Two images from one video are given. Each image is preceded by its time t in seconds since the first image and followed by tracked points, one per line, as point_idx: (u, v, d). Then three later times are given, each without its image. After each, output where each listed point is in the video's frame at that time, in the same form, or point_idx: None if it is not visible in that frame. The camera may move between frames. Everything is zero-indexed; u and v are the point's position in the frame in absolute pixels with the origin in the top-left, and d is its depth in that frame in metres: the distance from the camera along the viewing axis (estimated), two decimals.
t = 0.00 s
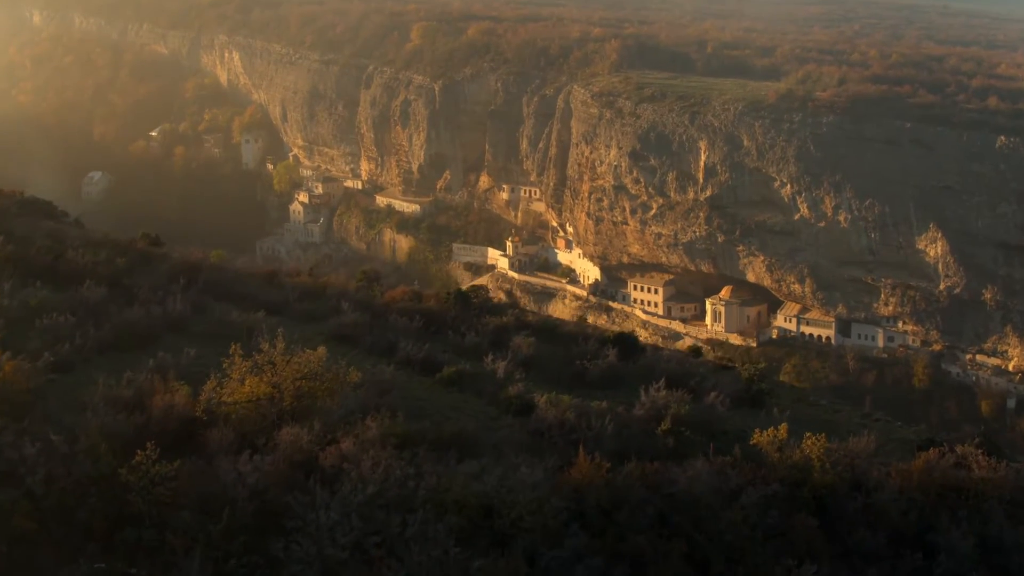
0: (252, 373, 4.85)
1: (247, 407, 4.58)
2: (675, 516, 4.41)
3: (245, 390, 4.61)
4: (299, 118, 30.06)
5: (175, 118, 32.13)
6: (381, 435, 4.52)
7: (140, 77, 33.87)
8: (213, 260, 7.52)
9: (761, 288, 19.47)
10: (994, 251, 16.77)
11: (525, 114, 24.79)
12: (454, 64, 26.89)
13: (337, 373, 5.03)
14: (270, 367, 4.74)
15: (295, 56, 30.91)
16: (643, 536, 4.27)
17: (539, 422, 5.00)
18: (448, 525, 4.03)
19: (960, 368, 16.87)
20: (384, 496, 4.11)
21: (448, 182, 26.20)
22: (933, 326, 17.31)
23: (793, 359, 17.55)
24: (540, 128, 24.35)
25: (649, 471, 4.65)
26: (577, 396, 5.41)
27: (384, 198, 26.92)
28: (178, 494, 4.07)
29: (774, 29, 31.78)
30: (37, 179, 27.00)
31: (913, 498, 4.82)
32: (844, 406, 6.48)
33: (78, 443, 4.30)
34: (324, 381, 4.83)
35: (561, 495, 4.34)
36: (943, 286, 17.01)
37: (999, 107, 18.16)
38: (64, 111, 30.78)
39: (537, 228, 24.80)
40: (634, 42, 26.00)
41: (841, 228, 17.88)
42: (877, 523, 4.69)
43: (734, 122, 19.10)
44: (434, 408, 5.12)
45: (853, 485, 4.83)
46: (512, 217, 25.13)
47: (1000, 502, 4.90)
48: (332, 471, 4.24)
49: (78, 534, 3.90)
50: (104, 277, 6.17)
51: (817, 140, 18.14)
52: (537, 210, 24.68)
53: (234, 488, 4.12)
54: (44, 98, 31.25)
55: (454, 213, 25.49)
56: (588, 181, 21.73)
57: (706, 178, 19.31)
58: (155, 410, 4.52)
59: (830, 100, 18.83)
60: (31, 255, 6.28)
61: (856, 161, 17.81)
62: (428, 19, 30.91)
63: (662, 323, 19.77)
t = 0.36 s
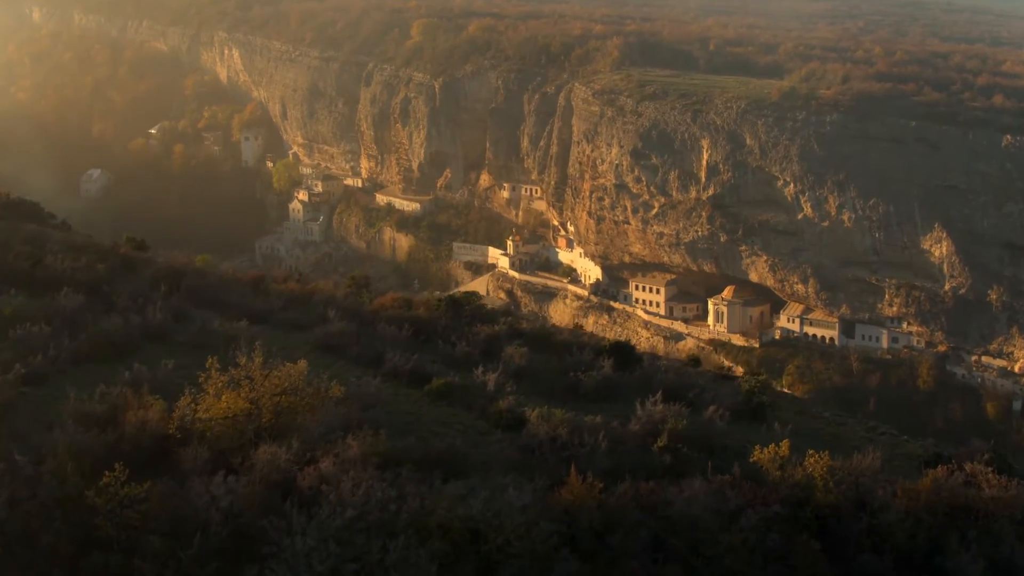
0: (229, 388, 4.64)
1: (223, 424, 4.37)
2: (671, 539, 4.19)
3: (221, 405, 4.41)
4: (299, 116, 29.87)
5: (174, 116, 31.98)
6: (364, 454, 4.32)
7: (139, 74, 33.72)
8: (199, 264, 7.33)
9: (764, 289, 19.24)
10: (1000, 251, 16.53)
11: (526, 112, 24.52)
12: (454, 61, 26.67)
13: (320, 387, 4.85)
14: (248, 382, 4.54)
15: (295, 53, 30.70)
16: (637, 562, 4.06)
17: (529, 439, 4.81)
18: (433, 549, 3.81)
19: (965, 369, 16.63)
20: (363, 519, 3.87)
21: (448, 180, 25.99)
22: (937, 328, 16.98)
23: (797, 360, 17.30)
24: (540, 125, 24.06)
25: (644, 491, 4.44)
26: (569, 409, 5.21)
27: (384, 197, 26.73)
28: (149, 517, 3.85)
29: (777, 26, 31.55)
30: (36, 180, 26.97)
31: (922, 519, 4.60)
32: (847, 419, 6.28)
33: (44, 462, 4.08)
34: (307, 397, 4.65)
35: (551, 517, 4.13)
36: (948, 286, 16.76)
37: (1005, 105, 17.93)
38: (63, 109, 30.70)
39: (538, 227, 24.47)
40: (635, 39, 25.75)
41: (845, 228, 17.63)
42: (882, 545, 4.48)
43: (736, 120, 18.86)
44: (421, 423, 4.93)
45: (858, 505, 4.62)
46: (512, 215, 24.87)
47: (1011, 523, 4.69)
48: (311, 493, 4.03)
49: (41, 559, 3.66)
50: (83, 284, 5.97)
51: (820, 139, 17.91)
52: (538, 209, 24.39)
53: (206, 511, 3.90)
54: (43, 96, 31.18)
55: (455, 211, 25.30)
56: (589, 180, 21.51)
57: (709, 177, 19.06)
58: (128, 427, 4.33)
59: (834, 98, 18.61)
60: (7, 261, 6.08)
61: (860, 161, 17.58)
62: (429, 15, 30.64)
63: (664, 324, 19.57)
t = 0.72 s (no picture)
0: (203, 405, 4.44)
1: (197, 442, 4.17)
2: (668, 564, 3.98)
3: (195, 422, 4.20)
4: (299, 114, 29.70)
5: (174, 114, 31.83)
6: (343, 476, 4.11)
7: (139, 72, 33.56)
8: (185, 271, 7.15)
9: (767, 289, 19.00)
10: (1006, 252, 16.14)
11: (528, 109, 24.25)
12: (454, 58, 26.42)
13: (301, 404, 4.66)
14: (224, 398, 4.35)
15: (295, 50, 30.45)
16: None
17: (520, 456, 4.60)
18: None
19: (971, 372, 16.37)
20: (343, 546, 3.66)
21: (449, 179, 25.81)
22: (943, 330, 16.75)
23: (800, 361, 17.13)
24: (541, 124, 23.78)
25: (640, 512, 4.23)
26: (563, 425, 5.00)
27: (384, 195, 26.55)
28: (116, 542, 3.61)
29: (781, 23, 31.30)
30: (35, 180, 26.84)
31: (931, 541, 4.39)
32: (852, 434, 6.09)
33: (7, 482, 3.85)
34: (286, 414, 4.46)
35: (542, 542, 3.91)
36: (953, 287, 16.46)
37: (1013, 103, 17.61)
38: (62, 107, 30.58)
39: (538, 225, 24.20)
40: (638, 36, 25.48)
41: (849, 228, 17.37)
42: (889, 570, 4.26)
43: (739, 118, 18.58)
44: (407, 439, 4.73)
45: (864, 526, 4.41)
46: (513, 214, 24.65)
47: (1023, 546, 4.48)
48: (288, 518, 3.82)
49: None
50: (60, 293, 5.78)
51: (824, 137, 17.66)
52: (540, 208, 24.11)
53: (176, 536, 3.68)
54: (42, 94, 31.06)
55: (455, 209, 25.14)
56: (590, 178, 21.32)
57: (711, 176, 18.84)
58: (98, 446, 4.12)
59: (839, 96, 18.33)
60: None
61: (864, 159, 17.31)
62: (430, 12, 30.35)
63: (666, 324, 19.37)
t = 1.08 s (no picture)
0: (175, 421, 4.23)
1: (170, 463, 3.95)
2: None
3: (166, 441, 3.99)
4: (299, 111, 29.55)
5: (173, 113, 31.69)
6: (321, 500, 3.91)
7: (138, 69, 33.40)
8: (170, 278, 7.10)
9: (770, 289, 18.76)
10: (1010, 253, 15.91)
11: (529, 108, 23.96)
12: (455, 56, 26.17)
13: (279, 421, 4.46)
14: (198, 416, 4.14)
15: (294, 47, 30.17)
16: None
17: (508, 478, 4.40)
18: None
19: (975, 374, 16.18)
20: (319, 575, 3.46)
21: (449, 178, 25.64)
22: (947, 331, 16.43)
23: (803, 362, 16.96)
24: (543, 122, 23.53)
25: (634, 537, 4.01)
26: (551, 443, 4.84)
27: (384, 194, 26.42)
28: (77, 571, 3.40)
29: (785, 20, 31.03)
30: (33, 176, 26.67)
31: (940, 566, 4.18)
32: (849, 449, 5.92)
33: None
34: (263, 430, 4.26)
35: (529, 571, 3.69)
36: (958, 288, 16.15)
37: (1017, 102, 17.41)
38: (61, 104, 30.44)
39: (540, 224, 23.89)
40: (640, 34, 25.20)
41: (853, 227, 16.98)
42: None
43: (742, 116, 18.19)
44: (391, 456, 4.56)
45: (870, 551, 4.20)
46: (514, 212, 24.44)
47: None
48: (262, 545, 3.62)
49: None
50: (36, 301, 5.60)
51: (828, 135, 17.23)
52: (541, 206, 23.78)
53: (142, 565, 3.46)
54: (41, 90, 30.93)
55: (456, 208, 25.05)
56: (591, 177, 21.10)
57: (713, 175, 18.50)
58: (63, 467, 3.94)
59: (842, 95, 18.00)
60: None
61: (868, 158, 16.97)
62: (431, 9, 30.02)
63: (668, 325, 19.18)
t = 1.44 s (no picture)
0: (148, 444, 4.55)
1: (137, 485, 4.24)
2: None
3: (135, 463, 4.28)
4: (299, 109, 29.36)
5: (172, 110, 31.56)
6: (296, 528, 4.13)
7: (137, 67, 33.26)
8: (150, 285, 7.52)
9: (773, 289, 18.46)
10: (1016, 253, 15.68)
11: (530, 106, 23.72)
12: (455, 54, 25.94)
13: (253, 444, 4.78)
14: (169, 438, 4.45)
15: (294, 44, 29.91)
16: None
17: (497, 498, 4.66)
18: None
19: (980, 376, 15.95)
20: None
21: (449, 176, 25.45)
22: (952, 331, 16.17)
23: (806, 364, 16.79)
24: (544, 120, 23.28)
25: (629, 565, 4.20)
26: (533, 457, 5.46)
27: (384, 192, 26.14)
28: None
29: (788, 17, 30.75)
30: (31, 174, 26.55)
31: None
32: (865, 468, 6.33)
33: None
34: (236, 452, 4.57)
35: None
36: (963, 289, 15.89)
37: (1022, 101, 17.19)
38: (59, 102, 30.32)
39: (540, 223, 23.68)
40: (642, 31, 24.95)
41: (857, 228, 16.73)
42: None
43: (745, 115, 17.91)
44: (377, 477, 4.89)
45: None
46: (518, 212, 24.14)
47: None
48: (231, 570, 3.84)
49: None
50: (9, 313, 6.06)
51: (832, 135, 16.99)
52: (541, 206, 23.57)
53: None
54: (39, 87, 30.80)
55: (456, 207, 24.88)
56: (591, 176, 20.85)
57: (716, 174, 18.21)
58: (32, 490, 4.22)
59: (845, 93, 17.72)
60: None
61: (872, 157, 16.68)
62: (432, 6, 29.71)
63: (670, 325, 19.00)
